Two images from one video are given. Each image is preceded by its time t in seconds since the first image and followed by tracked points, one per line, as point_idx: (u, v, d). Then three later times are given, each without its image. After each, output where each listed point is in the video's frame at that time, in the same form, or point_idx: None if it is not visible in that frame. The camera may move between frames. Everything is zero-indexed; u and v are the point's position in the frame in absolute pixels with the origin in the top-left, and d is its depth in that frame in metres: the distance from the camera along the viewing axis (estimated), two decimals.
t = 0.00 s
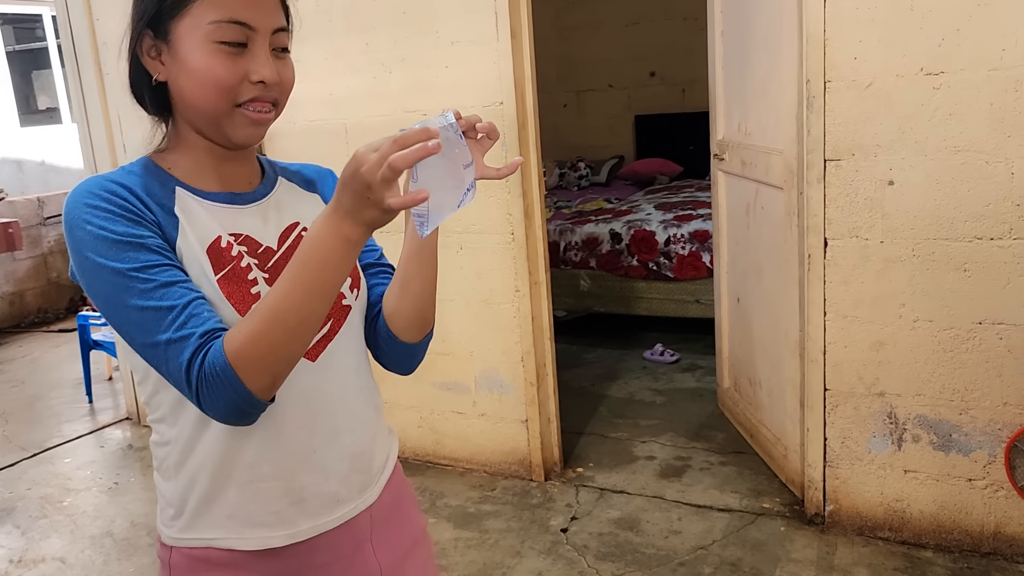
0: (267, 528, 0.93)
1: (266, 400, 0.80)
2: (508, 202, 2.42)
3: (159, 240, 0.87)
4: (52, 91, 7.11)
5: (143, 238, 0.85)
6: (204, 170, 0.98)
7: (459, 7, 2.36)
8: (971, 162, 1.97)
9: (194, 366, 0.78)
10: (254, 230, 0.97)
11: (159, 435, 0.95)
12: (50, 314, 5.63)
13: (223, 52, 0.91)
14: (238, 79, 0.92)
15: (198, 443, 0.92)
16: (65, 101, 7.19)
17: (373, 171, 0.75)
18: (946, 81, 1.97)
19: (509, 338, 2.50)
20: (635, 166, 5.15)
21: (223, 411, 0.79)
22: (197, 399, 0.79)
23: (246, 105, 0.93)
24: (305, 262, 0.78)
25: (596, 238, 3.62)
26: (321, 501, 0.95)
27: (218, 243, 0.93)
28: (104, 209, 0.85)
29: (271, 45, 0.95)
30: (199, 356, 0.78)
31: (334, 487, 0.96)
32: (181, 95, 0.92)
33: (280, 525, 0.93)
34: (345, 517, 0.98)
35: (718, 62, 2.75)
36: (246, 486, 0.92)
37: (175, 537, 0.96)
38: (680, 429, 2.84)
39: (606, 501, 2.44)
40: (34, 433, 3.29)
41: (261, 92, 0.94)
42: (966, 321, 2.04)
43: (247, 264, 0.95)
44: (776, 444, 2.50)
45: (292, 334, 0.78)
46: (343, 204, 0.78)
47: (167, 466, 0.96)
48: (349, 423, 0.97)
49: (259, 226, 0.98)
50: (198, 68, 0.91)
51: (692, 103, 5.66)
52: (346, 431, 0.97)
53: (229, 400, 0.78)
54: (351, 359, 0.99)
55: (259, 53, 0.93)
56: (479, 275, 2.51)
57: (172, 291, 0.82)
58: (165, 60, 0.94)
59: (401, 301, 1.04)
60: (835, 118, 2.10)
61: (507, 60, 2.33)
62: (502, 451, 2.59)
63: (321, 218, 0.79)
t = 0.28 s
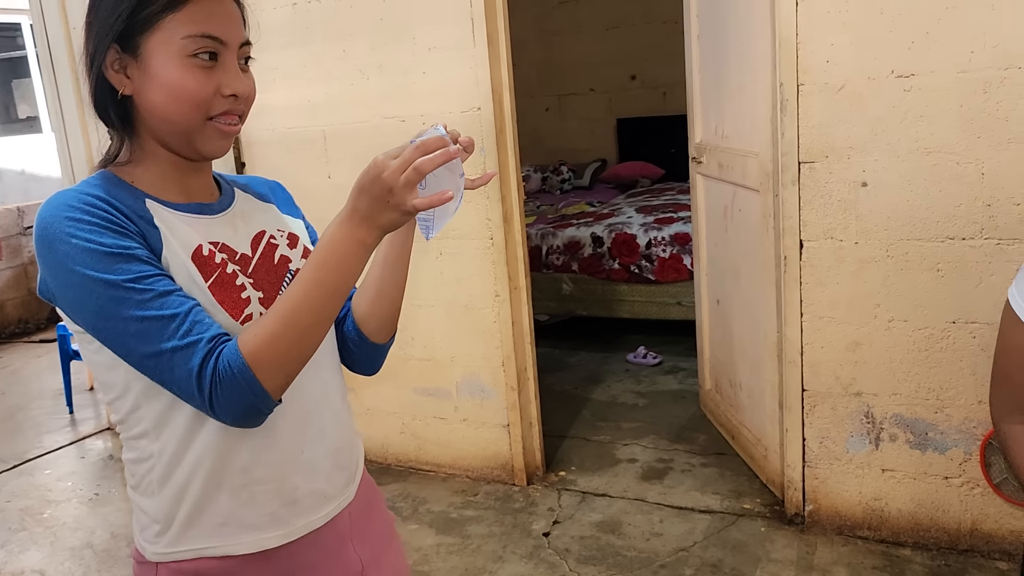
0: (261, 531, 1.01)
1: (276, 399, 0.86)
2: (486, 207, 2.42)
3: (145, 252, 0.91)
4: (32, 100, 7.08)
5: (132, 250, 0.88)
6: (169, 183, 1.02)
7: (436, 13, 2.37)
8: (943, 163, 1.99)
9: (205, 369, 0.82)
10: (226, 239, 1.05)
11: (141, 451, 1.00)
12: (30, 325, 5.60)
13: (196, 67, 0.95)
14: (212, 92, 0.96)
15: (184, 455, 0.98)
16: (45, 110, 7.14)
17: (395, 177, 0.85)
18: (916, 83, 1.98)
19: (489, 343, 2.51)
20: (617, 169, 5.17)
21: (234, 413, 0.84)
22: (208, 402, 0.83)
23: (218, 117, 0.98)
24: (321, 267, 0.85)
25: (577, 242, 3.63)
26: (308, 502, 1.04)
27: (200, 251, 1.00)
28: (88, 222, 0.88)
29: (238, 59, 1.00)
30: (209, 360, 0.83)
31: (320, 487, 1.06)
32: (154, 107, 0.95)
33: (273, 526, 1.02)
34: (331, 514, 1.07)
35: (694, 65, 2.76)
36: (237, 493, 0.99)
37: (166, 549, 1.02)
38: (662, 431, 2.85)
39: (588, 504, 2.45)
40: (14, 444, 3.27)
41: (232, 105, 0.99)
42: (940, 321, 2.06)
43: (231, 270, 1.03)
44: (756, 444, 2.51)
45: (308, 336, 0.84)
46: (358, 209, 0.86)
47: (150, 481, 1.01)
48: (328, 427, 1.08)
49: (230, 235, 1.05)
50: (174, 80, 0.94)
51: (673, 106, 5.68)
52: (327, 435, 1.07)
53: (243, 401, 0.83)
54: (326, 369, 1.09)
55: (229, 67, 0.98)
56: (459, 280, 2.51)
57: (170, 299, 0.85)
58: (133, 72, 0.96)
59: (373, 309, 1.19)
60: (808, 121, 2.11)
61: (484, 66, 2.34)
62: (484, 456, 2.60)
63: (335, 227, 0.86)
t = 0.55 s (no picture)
0: (208, 540, 1.04)
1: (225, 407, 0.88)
2: (445, 216, 2.42)
3: (81, 264, 0.91)
4: None
5: (67, 262, 0.89)
6: (100, 198, 1.00)
7: (392, 23, 2.37)
8: (891, 170, 2.02)
9: (152, 380, 0.84)
10: (163, 250, 1.04)
11: (80, 467, 1.01)
12: None
13: (125, 78, 0.94)
14: (143, 105, 0.95)
15: (124, 470, 1.00)
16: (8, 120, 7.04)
17: (338, 182, 0.90)
18: (865, 91, 2.00)
19: (450, 353, 2.50)
20: (585, 177, 5.19)
21: (183, 422, 0.86)
22: (156, 412, 0.85)
23: (148, 129, 0.97)
24: (266, 275, 0.88)
25: (542, 249, 3.63)
26: (254, 510, 1.08)
27: (137, 263, 0.99)
28: (20, 237, 0.88)
29: (166, 70, 0.99)
30: (155, 371, 0.84)
31: (265, 495, 1.09)
32: (82, 120, 0.94)
33: (219, 535, 1.05)
34: (277, 522, 1.11)
35: (652, 73, 2.78)
36: (181, 504, 1.02)
37: (108, 564, 1.03)
38: (626, 439, 2.86)
39: (549, 513, 2.44)
40: None
41: (162, 116, 0.98)
42: (891, 326, 2.08)
43: (170, 281, 1.02)
44: (716, 450, 2.52)
45: (256, 342, 0.87)
46: (300, 217, 0.90)
47: (88, 498, 1.02)
48: (271, 437, 1.12)
49: (166, 246, 1.05)
50: (103, 93, 0.93)
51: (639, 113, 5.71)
52: (269, 444, 1.11)
53: (192, 410, 0.85)
54: (268, 381, 1.13)
55: (159, 78, 0.97)
56: (419, 290, 2.50)
57: (111, 312, 0.87)
58: (58, 85, 0.94)
59: (313, 314, 1.20)
60: (761, 129, 2.12)
61: (441, 76, 2.34)
62: (446, 466, 2.59)
63: (278, 236, 0.90)
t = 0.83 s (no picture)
0: (147, 557, 1.01)
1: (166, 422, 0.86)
2: (397, 227, 2.41)
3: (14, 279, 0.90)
4: None
5: None
6: (32, 211, 0.97)
7: (344, 33, 2.35)
8: (835, 182, 2.06)
9: (89, 398, 0.82)
10: (99, 263, 1.01)
11: (13, 488, 0.96)
12: None
13: (57, 91, 0.91)
14: (75, 117, 0.93)
15: (61, 489, 0.96)
16: None
17: (278, 195, 0.87)
18: (809, 105, 2.04)
19: (403, 365, 2.49)
20: (542, 187, 5.22)
21: (121, 440, 0.84)
22: (93, 430, 0.83)
23: (81, 142, 0.94)
24: (207, 288, 0.85)
25: (498, 260, 3.64)
26: (196, 525, 1.06)
27: (73, 276, 0.96)
28: None
29: (99, 82, 0.97)
30: (92, 388, 0.83)
31: (207, 509, 1.07)
32: (10, 134, 0.90)
33: (160, 552, 1.02)
34: (219, 536, 1.09)
35: (605, 86, 2.81)
36: (120, 522, 0.99)
37: None
38: (581, 448, 2.86)
39: (503, 524, 2.44)
40: None
41: (95, 129, 0.95)
42: (836, 335, 2.12)
43: (107, 295, 1.00)
44: (669, 459, 2.54)
45: (197, 355, 0.85)
46: (240, 230, 0.87)
47: (22, 519, 0.97)
48: (213, 451, 1.10)
49: (102, 259, 1.02)
50: (33, 106, 0.90)
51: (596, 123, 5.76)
52: (211, 458, 1.09)
53: (130, 427, 0.83)
54: (209, 395, 1.11)
55: (91, 91, 0.94)
56: (372, 302, 2.49)
57: (45, 328, 0.85)
58: None
59: (252, 328, 1.15)
60: (709, 142, 2.15)
61: (393, 87, 2.33)
62: (400, 478, 2.57)
63: (217, 247, 0.87)
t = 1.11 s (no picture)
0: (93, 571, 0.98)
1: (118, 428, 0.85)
2: (353, 235, 2.39)
3: None
4: None
5: None
6: None
7: (299, 39, 2.33)
8: (786, 192, 2.10)
9: (37, 405, 0.81)
10: (44, 270, 0.98)
11: None
12: None
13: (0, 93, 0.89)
14: (19, 120, 0.90)
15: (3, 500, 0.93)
16: None
17: (232, 198, 0.84)
18: (760, 117, 2.08)
19: (359, 375, 2.46)
20: (499, 197, 5.23)
21: (70, 448, 0.83)
22: (41, 438, 0.82)
23: (25, 146, 0.92)
24: (159, 292, 0.84)
25: (455, 269, 3.63)
26: (144, 536, 1.03)
27: (18, 282, 0.93)
28: None
29: (44, 85, 0.94)
30: (40, 395, 0.82)
31: (155, 520, 1.04)
32: None
33: (106, 564, 0.99)
34: (168, 548, 1.06)
35: (561, 96, 2.83)
36: (65, 534, 0.96)
37: None
38: (538, 457, 2.87)
39: (460, 534, 2.42)
40: None
41: (40, 132, 0.93)
42: (788, 342, 2.16)
43: (53, 301, 0.96)
44: (625, 467, 2.56)
45: (149, 362, 0.84)
46: (192, 233, 0.85)
47: None
48: (162, 460, 1.07)
49: (47, 265, 0.98)
50: None
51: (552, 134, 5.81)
52: (160, 468, 1.06)
53: (79, 435, 0.82)
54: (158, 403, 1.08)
55: (37, 94, 0.92)
56: (328, 310, 2.46)
57: None
58: None
59: (205, 334, 1.13)
60: (663, 152, 2.18)
61: (349, 94, 2.32)
62: (355, 489, 2.54)
63: (168, 252, 0.85)
